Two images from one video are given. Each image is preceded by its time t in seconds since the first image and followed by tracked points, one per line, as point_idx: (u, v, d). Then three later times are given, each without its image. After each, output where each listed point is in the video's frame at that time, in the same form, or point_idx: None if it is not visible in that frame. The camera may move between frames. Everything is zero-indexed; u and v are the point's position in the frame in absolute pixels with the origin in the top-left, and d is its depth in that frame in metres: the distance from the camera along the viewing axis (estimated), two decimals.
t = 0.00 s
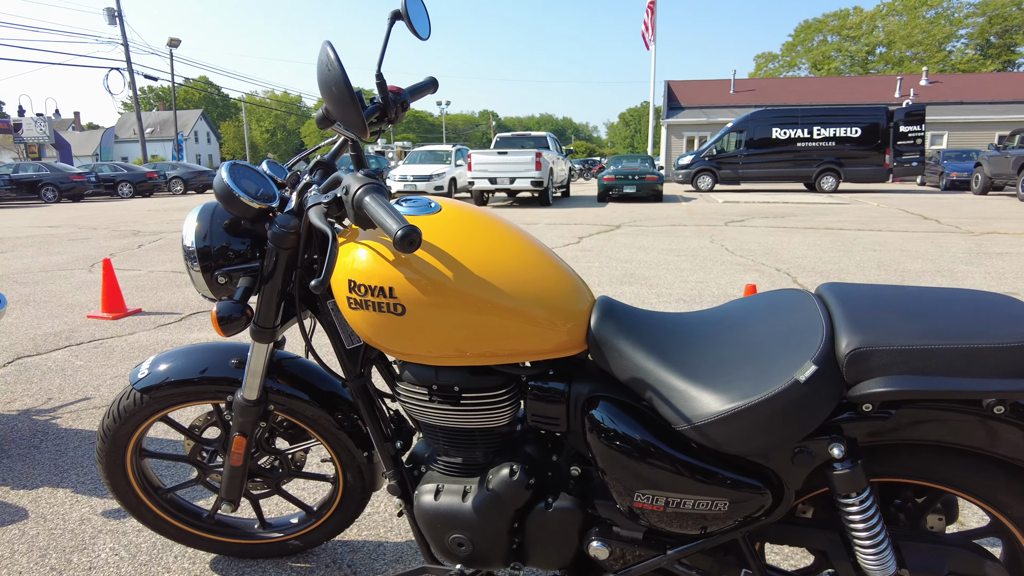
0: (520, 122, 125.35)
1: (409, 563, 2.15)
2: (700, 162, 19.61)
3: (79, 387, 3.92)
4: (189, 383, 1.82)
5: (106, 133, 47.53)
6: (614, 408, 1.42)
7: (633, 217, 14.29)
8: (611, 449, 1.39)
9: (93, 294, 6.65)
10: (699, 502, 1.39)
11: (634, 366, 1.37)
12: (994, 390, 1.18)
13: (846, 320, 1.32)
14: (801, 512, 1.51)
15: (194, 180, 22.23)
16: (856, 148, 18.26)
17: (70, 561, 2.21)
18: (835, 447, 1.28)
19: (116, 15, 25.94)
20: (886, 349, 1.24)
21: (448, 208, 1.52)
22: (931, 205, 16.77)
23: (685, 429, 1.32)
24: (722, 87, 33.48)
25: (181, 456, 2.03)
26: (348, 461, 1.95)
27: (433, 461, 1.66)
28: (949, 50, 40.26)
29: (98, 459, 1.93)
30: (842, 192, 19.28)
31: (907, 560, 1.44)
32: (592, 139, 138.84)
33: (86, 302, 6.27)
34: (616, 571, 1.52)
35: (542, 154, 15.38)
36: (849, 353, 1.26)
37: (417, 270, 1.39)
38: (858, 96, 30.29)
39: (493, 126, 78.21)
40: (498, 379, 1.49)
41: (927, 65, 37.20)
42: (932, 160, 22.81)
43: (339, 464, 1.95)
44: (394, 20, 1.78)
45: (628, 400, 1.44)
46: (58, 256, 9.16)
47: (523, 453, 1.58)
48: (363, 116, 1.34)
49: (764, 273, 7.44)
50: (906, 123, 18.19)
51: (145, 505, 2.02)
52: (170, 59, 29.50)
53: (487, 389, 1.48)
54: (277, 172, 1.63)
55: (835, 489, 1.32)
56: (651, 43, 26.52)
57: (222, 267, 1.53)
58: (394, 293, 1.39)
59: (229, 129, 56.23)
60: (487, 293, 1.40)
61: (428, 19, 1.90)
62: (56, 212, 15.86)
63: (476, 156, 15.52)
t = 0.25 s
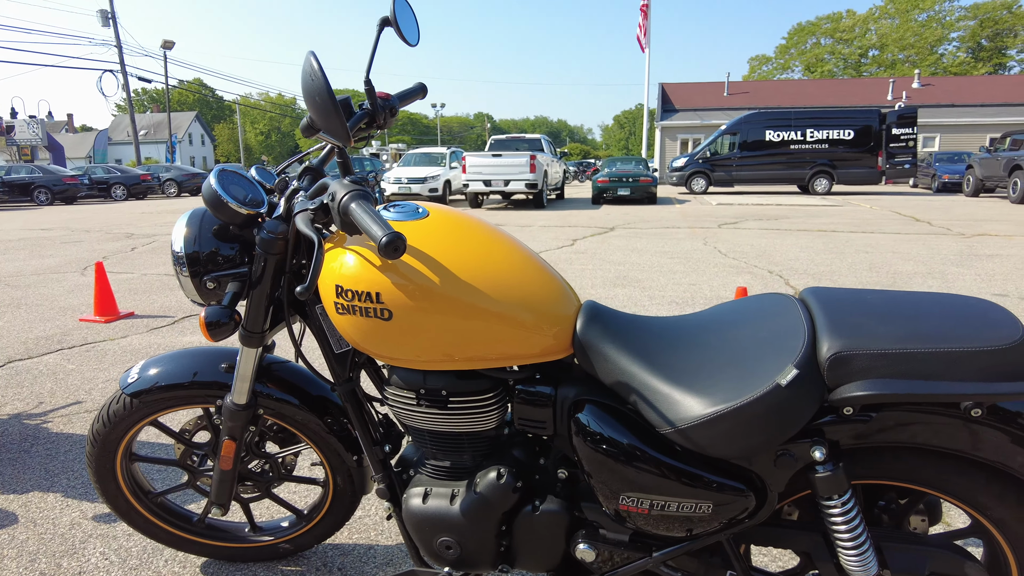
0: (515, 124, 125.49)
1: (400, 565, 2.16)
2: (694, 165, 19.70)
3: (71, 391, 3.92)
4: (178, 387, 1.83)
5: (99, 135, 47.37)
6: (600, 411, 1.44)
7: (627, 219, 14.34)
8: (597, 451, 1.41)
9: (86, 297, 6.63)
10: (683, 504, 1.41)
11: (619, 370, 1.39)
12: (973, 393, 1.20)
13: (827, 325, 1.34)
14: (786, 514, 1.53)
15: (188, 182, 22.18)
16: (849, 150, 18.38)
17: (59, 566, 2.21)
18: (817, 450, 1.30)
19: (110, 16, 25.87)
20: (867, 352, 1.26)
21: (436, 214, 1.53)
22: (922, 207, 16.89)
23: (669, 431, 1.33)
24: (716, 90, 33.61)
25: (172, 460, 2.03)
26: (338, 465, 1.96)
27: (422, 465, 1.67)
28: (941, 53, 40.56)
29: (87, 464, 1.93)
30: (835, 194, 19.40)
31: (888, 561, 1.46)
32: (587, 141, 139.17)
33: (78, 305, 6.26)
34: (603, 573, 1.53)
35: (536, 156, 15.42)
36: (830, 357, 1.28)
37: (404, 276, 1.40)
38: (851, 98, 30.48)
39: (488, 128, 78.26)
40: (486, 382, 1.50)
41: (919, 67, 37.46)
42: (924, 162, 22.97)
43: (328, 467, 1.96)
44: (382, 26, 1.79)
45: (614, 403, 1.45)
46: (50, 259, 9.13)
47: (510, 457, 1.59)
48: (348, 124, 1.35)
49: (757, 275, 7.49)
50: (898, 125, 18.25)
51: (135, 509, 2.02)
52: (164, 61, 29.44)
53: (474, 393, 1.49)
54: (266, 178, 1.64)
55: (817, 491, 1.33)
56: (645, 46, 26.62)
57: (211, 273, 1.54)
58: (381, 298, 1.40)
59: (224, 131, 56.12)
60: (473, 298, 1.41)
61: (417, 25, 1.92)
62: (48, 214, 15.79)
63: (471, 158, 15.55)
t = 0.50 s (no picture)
0: (509, 127, 125.66)
1: (390, 566, 2.16)
2: (687, 167, 19.80)
3: (62, 394, 3.90)
4: (167, 389, 1.83)
5: (92, 137, 47.15)
6: (587, 412, 1.44)
7: (621, 221, 14.39)
8: (584, 450, 1.42)
9: (77, 300, 6.61)
10: (669, 503, 1.42)
11: (604, 370, 1.40)
12: (954, 392, 1.21)
13: (811, 325, 1.35)
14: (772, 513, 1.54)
15: (181, 185, 22.11)
16: (841, 153, 18.51)
17: (48, 569, 2.20)
18: (800, 449, 1.31)
19: (103, 18, 25.79)
20: (849, 352, 1.28)
21: (424, 216, 1.54)
22: (914, 209, 17.02)
23: (655, 431, 1.34)
24: (709, 93, 33.77)
25: (161, 462, 2.03)
26: (327, 466, 1.96)
27: (410, 466, 1.67)
28: (932, 56, 40.91)
29: (75, 466, 1.92)
30: (827, 196, 19.53)
31: (872, 558, 1.48)
32: (582, 143, 139.52)
33: (69, 308, 6.23)
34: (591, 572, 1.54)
35: (530, 158, 15.46)
36: (813, 357, 1.30)
37: (392, 277, 1.41)
38: (843, 101, 30.69)
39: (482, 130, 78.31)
40: (473, 383, 1.51)
41: (910, 71, 37.75)
42: (916, 165, 23.16)
43: (318, 469, 1.96)
44: (371, 29, 1.80)
45: (600, 404, 1.46)
46: (42, 261, 9.09)
47: (498, 457, 1.60)
48: (333, 128, 1.36)
49: (749, 277, 7.53)
50: (890, 128, 18.23)
51: (124, 511, 2.01)
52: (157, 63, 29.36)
53: (462, 394, 1.50)
54: (254, 180, 1.64)
55: (802, 490, 1.34)
56: (638, 49, 26.74)
57: (199, 275, 1.54)
58: (368, 299, 1.41)
59: (218, 133, 55.99)
60: (460, 299, 1.42)
61: (406, 28, 1.93)
62: (40, 217, 15.70)
63: (465, 160, 15.58)
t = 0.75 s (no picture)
0: (503, 128, 125.71)
1: (377, 563, 2.17)
2: (680, 168, 19.89)
3: (50, 395, 3.89)
4: (153, 387, 1.83)
5: (83, 138, 46.88)
6: (569, 408, 1.46)
7: (614, 222, 14.43)
8: (565, 446, 1.43)
9: (67, 301, 6.58)
10: (650, 497, 1.43)
11: (585, 366, 1.42)
12: (928, 385, 1.23)
13: (788, 320, 1.37)
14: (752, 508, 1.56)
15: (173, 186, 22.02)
16: (832, 154, 18.63)
17: (34, 568, 2.20)
18: (777, 443, 1.33)
19: (94, 19, 25.68)
20: (825, 347, 1.29)
21: (407, 214, 1.56)
22: (904, 210, 17.16)
23: (634, 426, 1.36)
24: (702, 94, 33.91)
25: (148, 461, 2.03)
26: (314, 464, 1.97)
27: (395, 463, 1.68)
28: (922, 58, 41.25)
29: (61, 465, 1.92)
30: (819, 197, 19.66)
31: (849, 551, 1.50)
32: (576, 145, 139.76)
33: (59, 309, 6.21)
34: (573, 567, 1.55)
35: (523, 160, 15.50)
36: (789, 352, 1.31)
37: (374, 274, 1.42)
38: (834, 103, 30.90)
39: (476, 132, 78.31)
40: (456, 380, 1.52)
41: (901, 73, 38.02)
42: (906, 166, 23.35)
43: (304, 467, 1.97)
44: (356, 28, 1.82)
45: (582, 400, 1.48)
46: (31, 263, 9.03)
47: (482, 454, 1.61)
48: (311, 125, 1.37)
49: (739, 277, 7.59)
50: (881, 129, 18.41)
51: (111, 510, 2.01)
52: (149, 64, 29.24)
53: (445, 391, 1.51)
54: (239, 178, 1.65)
55: (779, 484, 1.36)
56: (631, 51, 26.84)
57: (183, 272, 1.55)
58: (350, 296, 1.42)
59: (210, 135, 55.77)
60: (442, 296, 1.43)
61: (392, 29, 1.95)
62: (30, 218, 15.60)
63: (458, 162, 15.59)
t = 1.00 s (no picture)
0: (497, 129, 125.77)
1: (365, 563, 2.18)
2: (671, 169, 19.98)
3: (39, 397, 3.87)
4: (141, 389, 1.84)
5: (73, 139, 46.56)
6: (551, 408, 1.48)
7: (606, 223, 14.49)
8: (548, 446, 1.45)
9: (56, 303, 6.55)
10: (631, 496, 1.45)
11: (567, 366, 1.44)
12: (902, 385, 1.25)
13: (766, 322, 1.39)
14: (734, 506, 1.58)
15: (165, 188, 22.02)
16: (823, 155, 18.77)
17: (21, 571, 2.20)
18: (756, 442, 1.34)
19: (85, 19, 25.53)
20: (801, 348, 1.31)
21: (392, 217, 1.58)
22: (894, 210, 17.32)
23: (615, 425, 1.38)
24: (694, 95, 34.06)
25: (135, 463, 2.03)
26: (302, 466, 1.98)
27: (382, 464, 1.70)
28: (912, 60, 41.58)
29: (49, 467, 1.92)
30: (810, 198, 19.79)
31: (828, 548, 1.53)
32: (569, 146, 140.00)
33: (48, 312, 6.17)
34: (558, 565, 1.57)
35: (516, 161, 15.53)
36: (767, 353, 1.33)
37: (357, 277, 1.44)
38: (825, 104, 31.10)
39: (469, 133, 78.28)
40: (441, 381, 1.54)
41: (891, 74, 38.31)
42: (896, 167, 23.55)
43: (292, 468, 1.99)
44: (343, 33, 1.83)
45: (565, 400, 1.50)
46: (20, 265, 8.98)
47: (467, 453, 1.63)
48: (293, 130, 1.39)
49: (729, 278, 7.65)
50: (871, 130, 18.59)
51: (98, 512, 2.02)
52: (140, 64, 29.07)
53: (430, 392, 1.53)
54: (225, 181, 1.67)
55: (758, 483, 1.37)
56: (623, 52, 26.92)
57: (169, 275, 1.56)
58: (334, 299, 1.43)
59: (202, 135, 55.52)
60: (426, 298, 1.45)
61: (378, 32, 1.96)
62: (19, 220, 15.48)
63: (451, 163, 15.61)
